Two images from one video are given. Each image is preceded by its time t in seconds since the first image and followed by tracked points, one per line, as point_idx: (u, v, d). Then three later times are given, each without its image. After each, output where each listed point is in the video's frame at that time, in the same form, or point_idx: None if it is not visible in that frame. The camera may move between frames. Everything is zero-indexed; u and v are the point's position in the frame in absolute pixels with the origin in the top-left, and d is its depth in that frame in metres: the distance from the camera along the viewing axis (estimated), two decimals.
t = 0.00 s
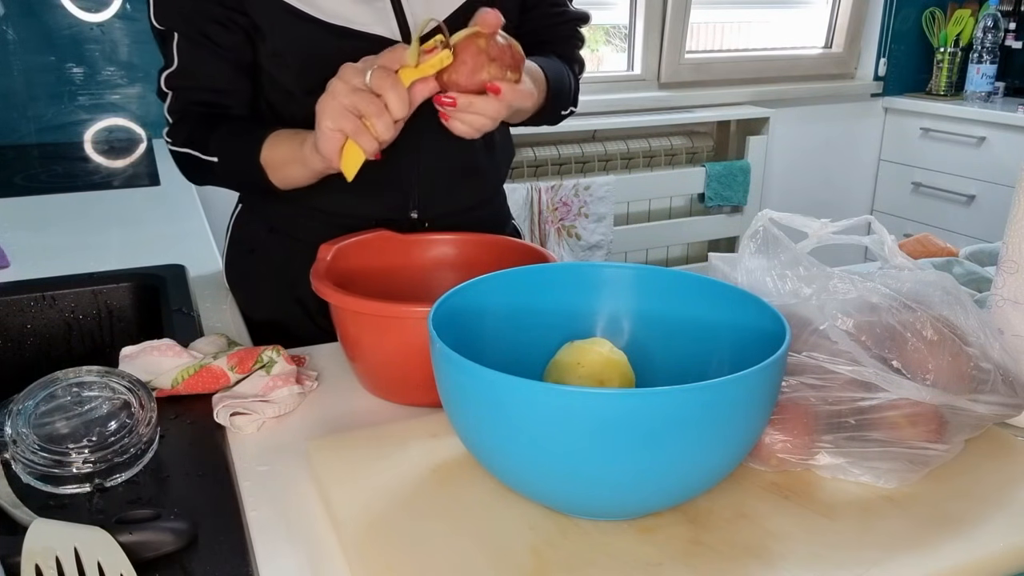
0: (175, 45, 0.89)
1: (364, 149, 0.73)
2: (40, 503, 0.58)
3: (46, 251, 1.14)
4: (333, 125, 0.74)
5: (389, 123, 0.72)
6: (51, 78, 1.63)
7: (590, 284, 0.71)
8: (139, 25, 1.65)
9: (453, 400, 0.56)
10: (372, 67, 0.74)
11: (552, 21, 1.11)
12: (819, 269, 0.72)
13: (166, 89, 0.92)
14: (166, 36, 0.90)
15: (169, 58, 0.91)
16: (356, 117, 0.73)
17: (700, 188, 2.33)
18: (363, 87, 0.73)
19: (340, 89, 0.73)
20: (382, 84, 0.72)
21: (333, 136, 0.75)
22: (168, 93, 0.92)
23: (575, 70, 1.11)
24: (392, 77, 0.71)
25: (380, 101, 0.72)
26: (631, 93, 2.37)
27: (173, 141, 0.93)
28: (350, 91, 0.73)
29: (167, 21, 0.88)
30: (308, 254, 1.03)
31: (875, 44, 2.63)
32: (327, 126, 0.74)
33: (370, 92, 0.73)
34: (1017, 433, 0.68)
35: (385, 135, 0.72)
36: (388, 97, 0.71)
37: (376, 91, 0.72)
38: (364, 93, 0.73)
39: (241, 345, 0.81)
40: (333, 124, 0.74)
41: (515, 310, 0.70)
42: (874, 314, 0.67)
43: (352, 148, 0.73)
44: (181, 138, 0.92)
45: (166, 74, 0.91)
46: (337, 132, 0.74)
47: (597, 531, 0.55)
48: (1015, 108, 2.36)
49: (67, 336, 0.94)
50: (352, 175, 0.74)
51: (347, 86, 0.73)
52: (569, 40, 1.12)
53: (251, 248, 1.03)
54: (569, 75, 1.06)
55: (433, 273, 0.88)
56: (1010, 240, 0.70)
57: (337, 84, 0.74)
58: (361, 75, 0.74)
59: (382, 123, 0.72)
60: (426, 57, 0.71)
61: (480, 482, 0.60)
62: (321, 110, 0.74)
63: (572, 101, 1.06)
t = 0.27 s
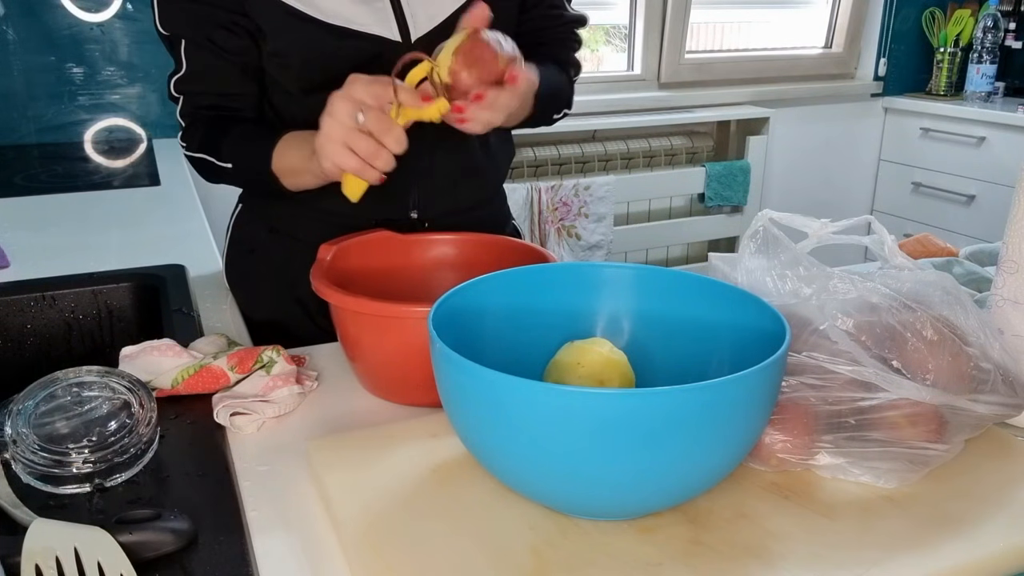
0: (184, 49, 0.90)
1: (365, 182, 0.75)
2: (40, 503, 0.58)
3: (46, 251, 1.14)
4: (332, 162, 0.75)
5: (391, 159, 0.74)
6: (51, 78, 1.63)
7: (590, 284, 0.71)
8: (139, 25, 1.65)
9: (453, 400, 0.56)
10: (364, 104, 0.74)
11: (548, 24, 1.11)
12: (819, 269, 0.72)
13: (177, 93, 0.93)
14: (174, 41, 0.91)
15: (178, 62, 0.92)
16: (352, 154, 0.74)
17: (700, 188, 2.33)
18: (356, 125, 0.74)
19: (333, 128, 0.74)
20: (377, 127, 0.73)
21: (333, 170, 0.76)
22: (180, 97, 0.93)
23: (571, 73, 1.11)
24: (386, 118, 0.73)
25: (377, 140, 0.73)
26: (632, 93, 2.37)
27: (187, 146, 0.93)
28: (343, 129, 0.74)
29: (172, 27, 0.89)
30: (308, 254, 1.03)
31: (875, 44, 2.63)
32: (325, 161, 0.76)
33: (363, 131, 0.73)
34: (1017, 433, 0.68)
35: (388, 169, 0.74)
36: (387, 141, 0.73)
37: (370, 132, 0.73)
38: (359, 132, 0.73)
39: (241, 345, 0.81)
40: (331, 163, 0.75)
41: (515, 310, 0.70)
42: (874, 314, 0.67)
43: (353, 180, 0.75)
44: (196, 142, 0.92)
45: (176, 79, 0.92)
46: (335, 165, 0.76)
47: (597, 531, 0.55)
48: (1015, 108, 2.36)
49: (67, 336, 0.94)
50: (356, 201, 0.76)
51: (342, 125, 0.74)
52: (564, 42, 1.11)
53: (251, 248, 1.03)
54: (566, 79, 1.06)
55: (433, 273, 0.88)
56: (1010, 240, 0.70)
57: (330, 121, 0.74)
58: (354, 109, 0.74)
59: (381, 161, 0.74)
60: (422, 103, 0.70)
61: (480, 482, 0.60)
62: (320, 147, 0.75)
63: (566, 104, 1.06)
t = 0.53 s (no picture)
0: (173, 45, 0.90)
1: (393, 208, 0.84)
2: (40, 503, 0.58)
3: (46, 252, 1.14)
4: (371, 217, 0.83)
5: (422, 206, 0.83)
6: (51, 78, 1.63)
7: (590, 284, 0.71)
8: (139, 25, 1.65)
9: (453, 401, 0.56)
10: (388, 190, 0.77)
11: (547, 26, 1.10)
12: (819, 269, 0.72)
13: (165, 89, 0.92)
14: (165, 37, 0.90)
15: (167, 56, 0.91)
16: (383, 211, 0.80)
17: (700, 188, 2.33)
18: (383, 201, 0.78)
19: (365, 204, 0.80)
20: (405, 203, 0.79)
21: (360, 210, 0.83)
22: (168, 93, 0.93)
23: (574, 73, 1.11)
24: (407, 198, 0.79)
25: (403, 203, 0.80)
26: (631, 93, 2.37)
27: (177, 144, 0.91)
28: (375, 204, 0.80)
29: (167, 25, 0.88)
30: (308, 254, 1.03)
31: (875, 44, 2.63)
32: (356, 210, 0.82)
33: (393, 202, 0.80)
34: (1017, 433, 0.68)
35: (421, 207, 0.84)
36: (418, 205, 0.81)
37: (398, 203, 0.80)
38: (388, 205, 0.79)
39: (241, 345, 0.81)
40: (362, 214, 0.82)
41: (515, 311, 0.70)
42: (874, 314, 0.67)
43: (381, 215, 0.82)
44: (185, 139, 0.91)
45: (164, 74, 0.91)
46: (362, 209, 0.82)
47: (597, 531, 0.55)
48: (1015, 108, 2.36)
49: (67, 336, 0.94)
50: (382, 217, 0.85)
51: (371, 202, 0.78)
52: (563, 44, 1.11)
53: (251, 248, 1.03)
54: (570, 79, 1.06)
55: (433, 273, 0.88)
56: (1010, 240, 0.70)
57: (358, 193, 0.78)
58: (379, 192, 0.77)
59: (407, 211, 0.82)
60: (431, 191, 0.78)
61: (480, 482, 0.60)
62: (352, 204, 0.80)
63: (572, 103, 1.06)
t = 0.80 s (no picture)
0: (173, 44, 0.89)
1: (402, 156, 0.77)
2: (40, 503, 0.58)
3: (46, 252, 1.14)
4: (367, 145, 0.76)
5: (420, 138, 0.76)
6: (51, 78, 1.63)
7: (590, 284, 0.71)
8: (139, 25, 1.65)
9: (453, 401, 0.56)
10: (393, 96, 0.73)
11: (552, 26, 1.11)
12: (818, 269, 0.72)
13: (161, 85, 0.92)
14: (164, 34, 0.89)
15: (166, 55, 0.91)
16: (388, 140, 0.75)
17: (700, 188, 2.33)
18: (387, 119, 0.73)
19: (366, 121, 0.74)
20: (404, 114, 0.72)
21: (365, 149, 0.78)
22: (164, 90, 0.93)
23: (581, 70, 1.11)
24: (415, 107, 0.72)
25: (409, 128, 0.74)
26: (631, 93, 2.37)
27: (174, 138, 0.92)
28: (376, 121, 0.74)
29: (169, 23, 0.88)
30: (308, 254, 1.03)
31: (875, 44, 2.63)
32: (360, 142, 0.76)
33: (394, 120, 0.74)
34: (1017, 434, 0.68)
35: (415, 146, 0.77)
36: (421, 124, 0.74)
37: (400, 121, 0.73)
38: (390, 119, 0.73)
39: (241, 345, 0.81)
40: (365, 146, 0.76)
41: (515, 310, 0.70)
42: (874, 314, 0.67)
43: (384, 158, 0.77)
44: (181, 133, 0.91)
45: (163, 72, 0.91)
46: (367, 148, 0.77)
47: (597, 531, 0.55)
48: (1015, 108, 2.36)
49: (67, 336, 0.94)
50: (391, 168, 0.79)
51: (372, 118, 0.73)
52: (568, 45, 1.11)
53: (251, 248, 1.03)
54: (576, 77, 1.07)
55: (433, 273, 0.88)
56: (1010, 240, 0.70)
57: (364, 112, 0.74)
58: (383, 105, 0.73)
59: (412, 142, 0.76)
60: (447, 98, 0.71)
61: (480, 482, 0.60)
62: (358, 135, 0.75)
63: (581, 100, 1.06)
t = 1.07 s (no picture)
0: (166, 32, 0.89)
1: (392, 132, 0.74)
2: (40, 503, 0.58)
3: (46, 252, 1.14)
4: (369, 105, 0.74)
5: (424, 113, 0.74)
6: (51, 78, 1.63)
7: (590, 284, 0.71)
8: (139, 25, 1.65)
9: (453, 400, 0.56)
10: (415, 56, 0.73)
11: (554, 26, 1.11)
12: (818, 269, 0.72)
13: (151, 75, 0.91)
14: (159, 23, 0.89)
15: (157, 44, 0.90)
16: (390, 104, 0.73)
17: (700, 188, 2.33)
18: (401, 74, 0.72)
19: (382, 77, 0.72)
20: (422, 74, 0.71)
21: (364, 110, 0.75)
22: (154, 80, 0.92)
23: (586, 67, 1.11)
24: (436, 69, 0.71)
25: (418, 91, 0.72)
26: (631, 93, 2.37)
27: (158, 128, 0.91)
28: (392, 79, 0.72)
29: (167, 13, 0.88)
30: (308, 254, 1.03)
31: (875, 44, 2.63)
32: (362, 101, 0.74)
33: (410, 82, 0.72)
34: (1017, 434, 0.68)
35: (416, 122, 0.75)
36: (427, 90, 0.72)
37: (416, 81, 0.72)
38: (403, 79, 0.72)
39: (241, 345, 0.81)
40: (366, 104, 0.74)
41: (515, 310, 0.70)
42: (874, 315, 0.67)
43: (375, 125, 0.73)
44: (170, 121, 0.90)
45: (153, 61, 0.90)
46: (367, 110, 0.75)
47: (597, 531, 0.55)
48: (1015, 107, 2.36)
49: (67, 336, 0.94)
50: (373, 145, 0.73)
51: (387, 72, 0.72)
52: (570, 44, 1.11)
53: (251, 248, 1.03)
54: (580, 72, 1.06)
55: (433, 273, 0.88)
56: (1010, 239, 0.70)
57: (378, 69, 0.73)
58: (403, 61, 0.73)
59: (415, 114, 0.73)
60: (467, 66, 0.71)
61: (480, 482, 0.60)
62: (361, 89, 0.73)
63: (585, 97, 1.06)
